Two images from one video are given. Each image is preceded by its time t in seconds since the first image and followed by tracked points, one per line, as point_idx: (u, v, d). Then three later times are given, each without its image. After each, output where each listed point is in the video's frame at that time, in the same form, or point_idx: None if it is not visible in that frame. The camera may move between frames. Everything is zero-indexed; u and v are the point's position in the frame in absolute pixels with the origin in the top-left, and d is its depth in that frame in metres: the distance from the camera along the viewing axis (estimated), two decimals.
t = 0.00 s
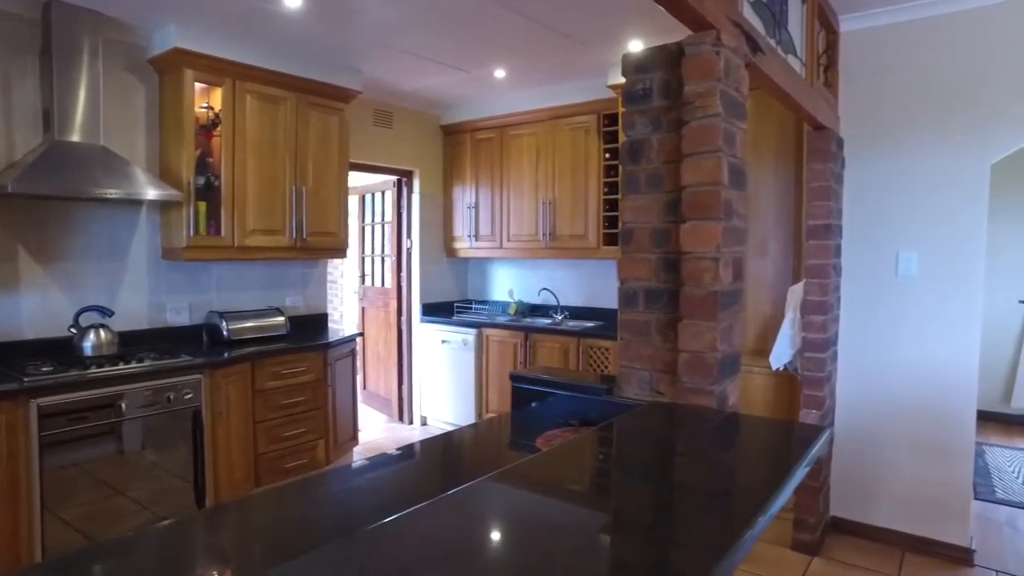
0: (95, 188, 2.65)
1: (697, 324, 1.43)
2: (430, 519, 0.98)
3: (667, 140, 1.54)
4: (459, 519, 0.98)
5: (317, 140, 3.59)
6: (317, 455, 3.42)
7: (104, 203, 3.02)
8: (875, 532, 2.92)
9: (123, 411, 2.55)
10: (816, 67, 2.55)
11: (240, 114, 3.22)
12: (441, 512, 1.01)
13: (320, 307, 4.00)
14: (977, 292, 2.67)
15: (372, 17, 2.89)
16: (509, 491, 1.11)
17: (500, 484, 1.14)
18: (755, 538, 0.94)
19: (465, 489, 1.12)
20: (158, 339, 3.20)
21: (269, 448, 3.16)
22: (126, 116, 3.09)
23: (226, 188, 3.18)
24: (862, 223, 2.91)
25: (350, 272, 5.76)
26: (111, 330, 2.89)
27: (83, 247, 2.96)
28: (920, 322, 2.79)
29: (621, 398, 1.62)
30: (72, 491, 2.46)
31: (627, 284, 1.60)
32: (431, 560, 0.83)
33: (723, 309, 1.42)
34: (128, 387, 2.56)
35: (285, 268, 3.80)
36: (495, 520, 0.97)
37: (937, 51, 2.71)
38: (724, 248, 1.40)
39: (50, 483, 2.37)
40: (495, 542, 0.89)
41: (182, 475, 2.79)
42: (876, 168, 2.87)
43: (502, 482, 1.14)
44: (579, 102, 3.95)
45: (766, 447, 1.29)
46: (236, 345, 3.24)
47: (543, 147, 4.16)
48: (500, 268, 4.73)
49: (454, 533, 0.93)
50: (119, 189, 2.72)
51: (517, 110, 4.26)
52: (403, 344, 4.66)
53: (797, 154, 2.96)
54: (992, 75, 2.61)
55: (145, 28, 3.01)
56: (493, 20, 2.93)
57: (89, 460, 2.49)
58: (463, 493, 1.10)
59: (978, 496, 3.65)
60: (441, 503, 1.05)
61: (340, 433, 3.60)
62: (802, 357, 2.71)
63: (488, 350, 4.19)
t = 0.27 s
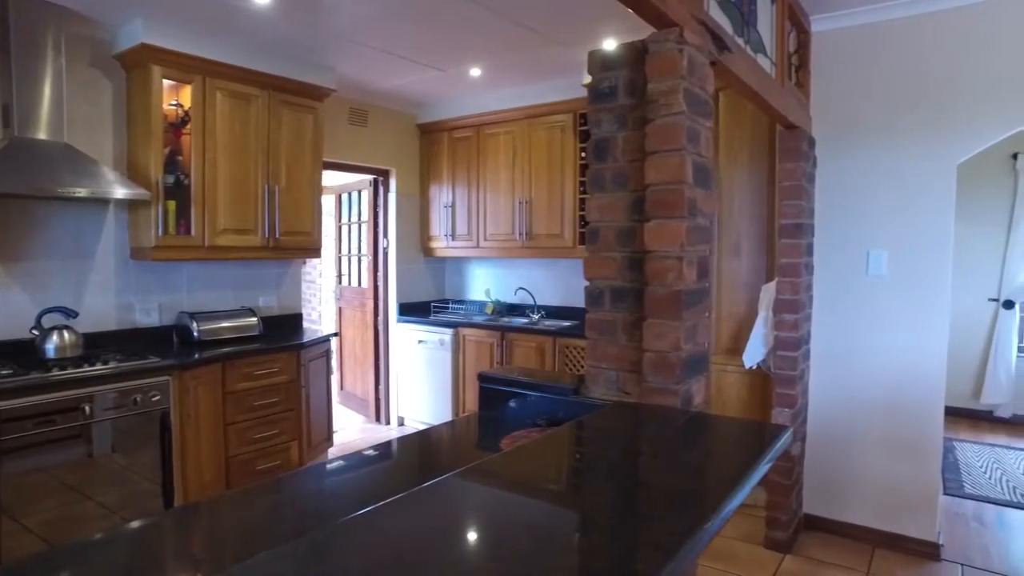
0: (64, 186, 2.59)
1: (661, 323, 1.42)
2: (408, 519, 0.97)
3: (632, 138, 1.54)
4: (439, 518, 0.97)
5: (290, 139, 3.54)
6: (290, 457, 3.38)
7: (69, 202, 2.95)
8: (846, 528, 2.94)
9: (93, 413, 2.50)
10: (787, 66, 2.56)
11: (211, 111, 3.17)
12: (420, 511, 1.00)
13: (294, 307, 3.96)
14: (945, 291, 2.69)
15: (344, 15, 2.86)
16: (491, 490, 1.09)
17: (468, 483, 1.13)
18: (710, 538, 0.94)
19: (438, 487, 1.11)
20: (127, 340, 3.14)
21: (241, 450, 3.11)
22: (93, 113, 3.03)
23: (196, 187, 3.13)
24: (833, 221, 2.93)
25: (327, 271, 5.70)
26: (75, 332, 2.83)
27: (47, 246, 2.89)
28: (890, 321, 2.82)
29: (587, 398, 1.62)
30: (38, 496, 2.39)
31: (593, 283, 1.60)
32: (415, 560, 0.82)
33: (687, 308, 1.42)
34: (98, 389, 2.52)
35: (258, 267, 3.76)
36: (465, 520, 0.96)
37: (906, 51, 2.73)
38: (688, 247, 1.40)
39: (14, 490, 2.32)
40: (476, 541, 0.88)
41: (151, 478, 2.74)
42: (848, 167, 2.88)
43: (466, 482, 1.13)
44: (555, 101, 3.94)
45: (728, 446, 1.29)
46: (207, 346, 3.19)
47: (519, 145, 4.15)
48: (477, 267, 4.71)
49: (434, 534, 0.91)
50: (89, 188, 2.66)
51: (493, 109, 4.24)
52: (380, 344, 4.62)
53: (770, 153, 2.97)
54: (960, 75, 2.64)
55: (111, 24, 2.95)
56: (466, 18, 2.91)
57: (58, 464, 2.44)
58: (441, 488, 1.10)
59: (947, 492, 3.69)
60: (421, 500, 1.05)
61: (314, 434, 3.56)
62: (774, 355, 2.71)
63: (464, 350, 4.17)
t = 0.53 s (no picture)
0: (28, 183, 2.53)
1: (625, 321, 1.43)
2: (381, 521, 0.96)
3: (597, 135, 1.55)
4: (414, 519, 0.96)
5: (261, 136, 3.49)
6: (260, 459, 3.33)
7: (30, 199, 2.88)
8: (816, 524, 2.96)
9: (59, 413, 2.45)
10: (757, 64, 2.57)
11: (178, 107, 3.11)
12: (395, 512, 0.99)
13: (266, 307, 3.90)
14: (913, 288, 2.72)
15: (313, 11, 2.82)
16: (464, 491, 1.08)
17: (432, 482, 1.12)
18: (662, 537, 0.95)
19: (410, 487, 1.10)
20: (91, 341, 3.07)
21: (209, 452, 3.06)
22: (54, 109, 2.96)
23: (162, 185, 3.07)
24: (804, 219, 2.94)
25: (302, 270, 5.63)
26: (35, 333, 2.77)
27: (7, 245, 2.82)
28: (858, 318, 2.84)
29: (552, 397, 1.62)
30: None
31: (559, 281, 1.60)
32: (396, 564, 0.81)
33: (651, 305, 1.42)
34: (61, 391, 2.46)
35: (228, 266, 3.70)
36: (431, 521, 0.95)
37: (875, 51, 2.76)
38: (652, 244, 1.41)
39: None
40: (452, 542, 0.87)
41: (116, 481, 2.68)
42: (817, 166, 2.90)
43: (428, 482, 1.12)
44: (529, 99, 3.93)
45: (690, 445, 1.28)
46: (175, 346, 3.14)
47: (494, 144, 4.13)
48: (452, 266, 4.69)
49: (407, 536, 0.90)
50: (52, 185, 2.59)
51: (468, 107, 4.21)
52: (354, 344, 4.58)
53: (742, 151, 2.97)
54: (927, 75, 2.67)
55: (74, 18, 2.88)
56: (438, 15, 2.89)
57: (22, 468, 2.37)
58: (417, 488, 1.10)
59: (916, 487, 3.74)
60: (399, 501, 1.04)
61: (286, 435, 3.52)
62: (745, 353, 2.72)
63: (439, 350, 4.14)
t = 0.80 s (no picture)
0: None
1: (587, 320, 1.43)
2: (352, 524, 0.93)
3: (560, 132, 1.55)
4: (385, 522, 0.94)
5: (226, 133, 3.43)
6: (226, 462, 3.28)
7: None
8: (783, 519, 2.99)
9: (14, 419, 2.36)
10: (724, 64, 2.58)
11: (139, 103, 3.04)
12: (367, 514, 0.97)
13: (232, 307, 3.84)
14: (878, 285, 2.76)
15: (279, 7, 2.78)
16: (430, 489, 1.06)
17: (395, 482, 1.11)
18: (620, 535, 0.94)
19: (382, 488, 1.08)
20: (49, 343, 2.98)
21: (173, 456, 2.99)
22: (7, 104, 2.87)
23: (123, 183, 2.99)
24: (770, 217, 2.96)
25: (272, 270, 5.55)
26: None
27: None
28: (824, 316, 2.87)
29: (515, 397, 1.63)
30: None
31: (522, 280, 1.60)
32: (364, 566, 0.78)
33: (613, 304, 1.42)
34: (17, 395, 2.38)
35: (194, 266, 3.63)
36: (398, 522, 0.94)
37: (839, 51, 2.79)
38: (614, 242, 1.41)
39: None
40: (427, 544, 0.85)
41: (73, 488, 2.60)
42: (784, 165, 2.93)
43: (388, 481, 1.11)
44: (500, 97, 3.92)
45: (653, 443, 1.28)
46: (137, 348, 3.06)
47: (465, 142, 4.11)
48: (423, 265, 4.65)
49: (376, 538, 0.88)
50: (7, 182, 2.51)
51: (438, 105, 4.18)
52: (325, 344, 4.52)
53: (710, 151, 2.98)
54: (890, 76, 2.71)
55: (29, 11, 2.79)
56: (407, 12, 2.86)
57: None
58: (381, 488, 1.08)
59: (881, 481, 3.80)
60: (364, 503, 1.02)
61: (253, 438, 3.46)
62: (714, 351, 2.74)
63: (410, 350, 4.11)
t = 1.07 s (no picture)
0: None
1: (547, 318, 1.41)
2: (313, 529, 0.89)
3: (519, 128, 1.52)
4: (347, 526, 0.90)
5: (183, 130, 3.33)
6: (184, 467, 3.19)
7: None
8: (747, 515, 3.01)
9: None
10: (687, 62, 2.59)
11: (89, 97, 2.93)
12: (328, 518, 0.93)
13: (190, 308, 3.74)
14: (838, 282, 2.80)
15: None
16: (391, 492, 1.03)
17: (348, 483, 1.08)
18: (577, 534, 0.93)
19: (345, 490, 1.04)
20: None
21: (126, 463, 2.90)
22: None
23: (73, 181, 2.88)
24: (734, 215, 2.98)
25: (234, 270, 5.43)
26: None
27: None
28: (786, 312, 2.90)
29: (475, 396, 1.61)
30: None
31: (481, 279, 1.58)
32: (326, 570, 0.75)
33: (572, 302, 1.41)
34: None
35: (149, 266, 3.52)
36: (350, 523, 0.91)
37: (799, 51, 2.82)
38: (573, 240, 1.40)
39: None
40: (386, 545, 0.83)
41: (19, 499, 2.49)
42: (746, 164, 2.95)
43: (340, 483, 1.07)
44: (465, 95, 3.88)
45: (614, 442, 1.26)
46: (88, 351, 2.95)
47: (430, 140, 4.07)
48: (388, 265, 4.60)
49: (338, 541, 0.84)
50: None
51: (402, 102, 4.14)
52: (288, 346, 4.44)
53: (674, 150, 3.00)
54: (848, 76, 2.74)
55: None
56: (368, 7, 2.81)
57: None
58: (336, 489, 1.05)
59: (842, 475, 3.86)
60: (323, 506, 0.98)
61: (213, 442, 3.37)
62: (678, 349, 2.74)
63: (375, 351, 4.06)
